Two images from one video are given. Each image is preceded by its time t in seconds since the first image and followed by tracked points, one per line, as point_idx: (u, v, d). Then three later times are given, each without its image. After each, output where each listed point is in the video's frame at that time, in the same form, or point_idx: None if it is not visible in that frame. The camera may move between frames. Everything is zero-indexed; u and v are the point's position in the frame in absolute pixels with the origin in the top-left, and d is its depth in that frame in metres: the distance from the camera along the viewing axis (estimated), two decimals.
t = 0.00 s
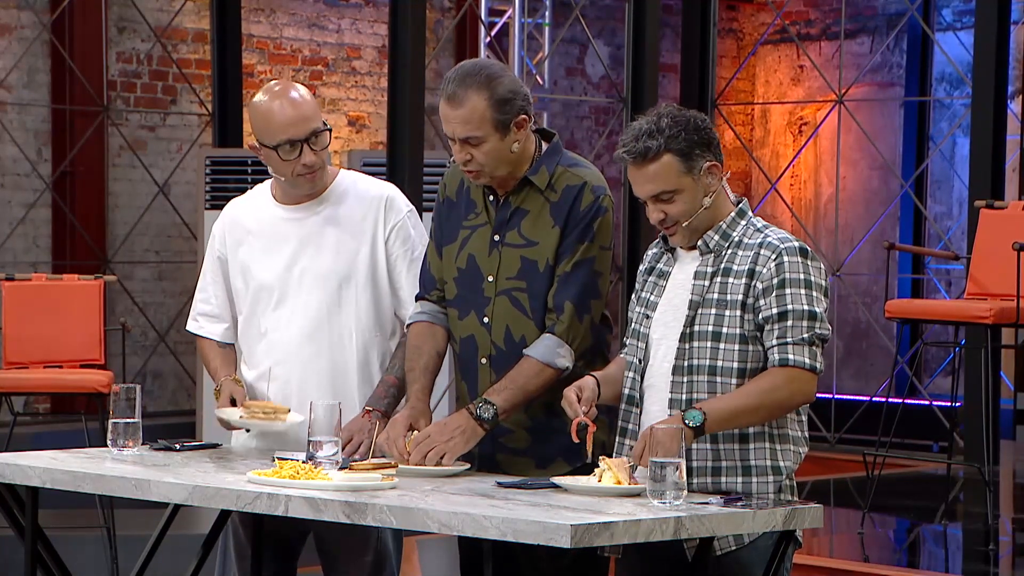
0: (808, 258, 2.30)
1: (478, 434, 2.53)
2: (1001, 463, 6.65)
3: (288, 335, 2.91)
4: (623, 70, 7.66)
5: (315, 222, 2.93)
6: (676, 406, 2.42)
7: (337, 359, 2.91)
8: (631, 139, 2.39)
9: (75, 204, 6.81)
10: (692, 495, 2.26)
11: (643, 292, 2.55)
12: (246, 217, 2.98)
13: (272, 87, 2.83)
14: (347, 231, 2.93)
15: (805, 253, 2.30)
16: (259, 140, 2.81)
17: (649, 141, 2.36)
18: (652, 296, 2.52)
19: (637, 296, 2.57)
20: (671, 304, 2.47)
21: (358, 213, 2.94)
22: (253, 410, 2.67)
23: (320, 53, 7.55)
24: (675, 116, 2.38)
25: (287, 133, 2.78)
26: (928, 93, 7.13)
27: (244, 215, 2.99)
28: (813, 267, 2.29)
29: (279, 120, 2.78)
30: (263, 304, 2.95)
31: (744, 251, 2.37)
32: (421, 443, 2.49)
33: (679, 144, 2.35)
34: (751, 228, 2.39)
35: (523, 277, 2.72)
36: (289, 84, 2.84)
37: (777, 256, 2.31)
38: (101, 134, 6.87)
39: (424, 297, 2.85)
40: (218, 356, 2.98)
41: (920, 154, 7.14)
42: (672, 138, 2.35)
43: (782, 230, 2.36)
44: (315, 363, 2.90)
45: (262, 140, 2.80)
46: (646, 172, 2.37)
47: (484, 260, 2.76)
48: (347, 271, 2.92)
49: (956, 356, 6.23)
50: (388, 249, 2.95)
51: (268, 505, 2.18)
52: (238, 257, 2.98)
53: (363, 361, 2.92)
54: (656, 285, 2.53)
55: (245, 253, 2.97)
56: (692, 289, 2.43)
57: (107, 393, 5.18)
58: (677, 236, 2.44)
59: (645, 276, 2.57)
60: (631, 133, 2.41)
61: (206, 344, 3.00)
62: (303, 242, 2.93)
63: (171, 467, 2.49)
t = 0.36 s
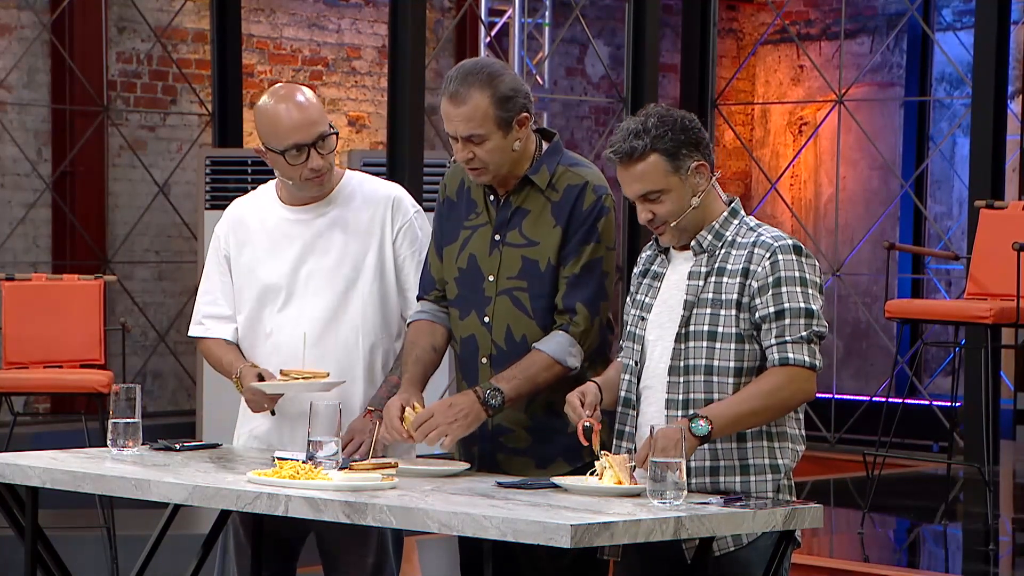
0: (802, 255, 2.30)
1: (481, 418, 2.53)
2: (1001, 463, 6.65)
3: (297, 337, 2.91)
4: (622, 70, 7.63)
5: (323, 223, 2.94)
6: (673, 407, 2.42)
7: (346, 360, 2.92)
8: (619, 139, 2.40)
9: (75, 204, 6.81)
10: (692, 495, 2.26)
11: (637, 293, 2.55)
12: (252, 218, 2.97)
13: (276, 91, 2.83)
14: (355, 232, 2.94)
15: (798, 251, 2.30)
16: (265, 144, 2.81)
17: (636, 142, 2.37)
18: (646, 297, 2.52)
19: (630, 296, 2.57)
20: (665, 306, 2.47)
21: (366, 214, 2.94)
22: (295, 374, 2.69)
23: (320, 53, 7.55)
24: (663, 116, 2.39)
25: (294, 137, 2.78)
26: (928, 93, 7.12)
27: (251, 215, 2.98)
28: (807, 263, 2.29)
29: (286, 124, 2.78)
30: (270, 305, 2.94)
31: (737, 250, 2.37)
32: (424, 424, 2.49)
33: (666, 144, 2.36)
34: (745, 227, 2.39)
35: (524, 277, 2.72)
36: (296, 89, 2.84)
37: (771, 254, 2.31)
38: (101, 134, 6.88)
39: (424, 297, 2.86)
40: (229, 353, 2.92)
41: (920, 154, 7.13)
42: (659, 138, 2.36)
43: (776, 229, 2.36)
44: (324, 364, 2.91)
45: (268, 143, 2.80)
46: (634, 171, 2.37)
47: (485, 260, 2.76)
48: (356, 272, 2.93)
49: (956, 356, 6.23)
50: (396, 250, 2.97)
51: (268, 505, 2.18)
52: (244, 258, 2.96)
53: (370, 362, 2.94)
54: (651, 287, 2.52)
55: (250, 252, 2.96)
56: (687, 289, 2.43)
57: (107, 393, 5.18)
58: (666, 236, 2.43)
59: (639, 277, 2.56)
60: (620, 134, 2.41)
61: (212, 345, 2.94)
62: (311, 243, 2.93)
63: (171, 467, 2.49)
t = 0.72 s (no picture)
0: (805, 259, 2.30)
1: (489, 403, 2.53)
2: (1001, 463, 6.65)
3: (300, 339, 2.92)
4: (622, 70, 7.65)
5: (327, 225, 2.94)
6: (673, 408, 2.41)
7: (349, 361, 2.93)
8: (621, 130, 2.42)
9: (75, 205, 6.81)
10: (692, 496, 2.26)
11: (637, 293, 2.55)
12: (254, 219, 2.97)
13: (281, 93, 2.82)
14: (360, 234, 2.94)
15: (801, 255, 2.31)
16: (270, 145, 2.80)
17: (631, 137, 2.38)
18: (647, 297, 2.52)
19: (631, 296, 2.57)
20: (666, 307, 2.47)
21: (371, 217, 2.95)
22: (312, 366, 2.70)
23: (320, 53, 7.55)
24: (665, 116, 2.39)
25: (300, 141, 2.78)
26: (928, 93, 7.12)
27: (252, 216, 2.97)
28: (810, 269, 2.29)
29: (292, 128, 2.77)
30: (274, 306, 2.94)
31: (740, 253, 2.37)
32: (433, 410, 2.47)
33: (660, 145, 2.36)
34: (748, 229, 2.39)
35: (527, 276, 2.71)
36: (301, 91, 2.83)
37: (774, 258, 2.31)
38: (101, 135, 6.88)
39: (426, 297, 2.86)
40: (235, 352, 2.90)
41: (920, 154, 7.13)
42: (654, 138, 2.37)
43: (779, 232, 2.36)
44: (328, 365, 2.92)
45: (272, 146, 2.80)
46: (630, 166, 2.39)
47: (488, 260, 2.76)
48: (361, 274, 2.93)
49: (955, 356, 6.23)
50: (400, 253, 2.97)
51: (269, 505, 2.18)
52: (246, 259, 2.96)
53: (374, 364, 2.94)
54: (651, 286, 2.52)
55: (253, 254, 2.95)
56: (688, 290, 2.43)
57: (107, 393, 5.18)
58: (654, 235, 2.44)
59: (640, 277, 2.57)
60: (624, 125, 2.43)
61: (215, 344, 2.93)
62: (315, 245, 2.93)
63: (171, 467, 2.49)
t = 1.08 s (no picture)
0: (808, 261, 2.30)
1: (495, 397, 2.53)
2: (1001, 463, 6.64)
3: (301, 339, 2.92)
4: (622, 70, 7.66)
5: (331, 225, 2.94)
6: (673, 409, 2.41)
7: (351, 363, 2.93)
8: (624, 139, 2.39)
9: (75, 205, 6.81)
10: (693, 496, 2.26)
11: (639, 294, 2.55)
12: (256, 220, 2.97)
13: (284, 95, 2.82)
14: (363, 235, 2.94)
15: (803, 256, 2.31)
16: (274, 147, 2.80)
17: (643, 141, 2.36)
18: (648, 298, 2.52)
19: (632, 296, 2.57)
20: (667, 308, 2.47)
21: (374, 218, 2.94)
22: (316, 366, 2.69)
23: (320, 53, 7.55)
24: (669, 116, 2.39)
25: (304, 141, 2.77)
26: (928, 93, 7.12)
27: (255, 216, 2.98)
28: (813, 270, 2.29)
29: (297, 129, 2.77)
30: (276, 307, 2.94)
31: (742, 254, 2.37)
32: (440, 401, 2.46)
33: (672, 143, 2.36)
34: (749, 230, 2.39)
35: (530, 276, 2.71)
36: (304, 91, 2.82)
37: (776, 260, 2.31)
38: (101, 135, 6.87)
39: (428, 297, 2.86)
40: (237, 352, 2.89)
41: (920, 154, 7.13)
42: (665, 137, 2.36)
43: (781, 233, 2.37)
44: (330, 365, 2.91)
45: (278, 147, 2.79)
46: (640, 172, 2.37)
47: (490, 259, 2.76)
48: (363, 274, 2.93)
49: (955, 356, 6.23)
50: (403, 254, 2.97)
51: (268, 505, 2.18)
52: (250, 258, 2.96)
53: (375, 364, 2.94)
54: (653, 287, 2.53)
55: (257, 253, 2.96)
56: (690, 291, 2.43)
57: (107, 393, 5.18)
58: (671, 239, 2.43)
59: (641, 278, 2.57)
60: (625, 134, 2.40)
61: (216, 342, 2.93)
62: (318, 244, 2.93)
63: (171, 467, 2.49)
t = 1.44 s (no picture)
0: (805, 258, 2.30)
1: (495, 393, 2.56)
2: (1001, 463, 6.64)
3: (302, 338, 2.92)
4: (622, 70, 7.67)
5: (333, 224, 2.94)
6: (673, 409, 2.41)
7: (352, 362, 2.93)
8: (617, 147, 2.39)
9: (75, 205, 6.81)
10: (693, 496, 2.26)
11: (638, 295, 2.55)
12: (259, 219, 2.97)
13: (287, 93, 2.81)
14: (365, 234, 2.94)
15: (800, 254, 2.31)
16: (275, 145, 2.80)
17: (636, 148, 2.36)
18: (648, 299, 2.52)
19: (632, 297, 2.57)
20: (666, 309, 2.47)
21: (376, 217, 2.95)
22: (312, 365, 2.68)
23: (320, 53, 7.55)
24: (660, 122, 2.39)
25: (303, 141, 2.77)
26: (928, 92, 7.12)
27: (258, 215, 2.98)
28: (810, 267, 2.29)
29: (297, 129, 2.76)
30: (277, 306, 2.94)
31: (740, 253, 2.37)
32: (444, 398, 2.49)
33: (666, 149, 2.36)
34: (746, 229, 2.39)
35: (532, 275, 2.71)
36: (308, 90, 2.81)
37: (773, 258, 2.31)
38: (101, 135, 6.87)
39: (429, 298, 2.86)
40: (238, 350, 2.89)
41: (920, 154, 7.13)
42: (658, 144, 2.36)
43: (779, 232, 2.37)
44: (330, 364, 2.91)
45: (278, 146, 2.79)
46: (634, 180, 2.37)
47: (491, 259, 2.76)
48: (364, 274, 2.93)
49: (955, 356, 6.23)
50: (404, 254, 2.97)
51: (268, 505, 2.18)
52: (252, 257, 2.96)
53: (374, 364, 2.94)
54: (652, 288, 2.53)
55: (259, 252, 2.96)
56: (689, 292, 2.43)
57: (107, 393, 5.18)
58: (669, 242, 2.43)
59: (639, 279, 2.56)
60: (616, 142, 2.41)
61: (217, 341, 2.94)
62: (319, 244, 2.94)
63: (171, 467, 2.49)
